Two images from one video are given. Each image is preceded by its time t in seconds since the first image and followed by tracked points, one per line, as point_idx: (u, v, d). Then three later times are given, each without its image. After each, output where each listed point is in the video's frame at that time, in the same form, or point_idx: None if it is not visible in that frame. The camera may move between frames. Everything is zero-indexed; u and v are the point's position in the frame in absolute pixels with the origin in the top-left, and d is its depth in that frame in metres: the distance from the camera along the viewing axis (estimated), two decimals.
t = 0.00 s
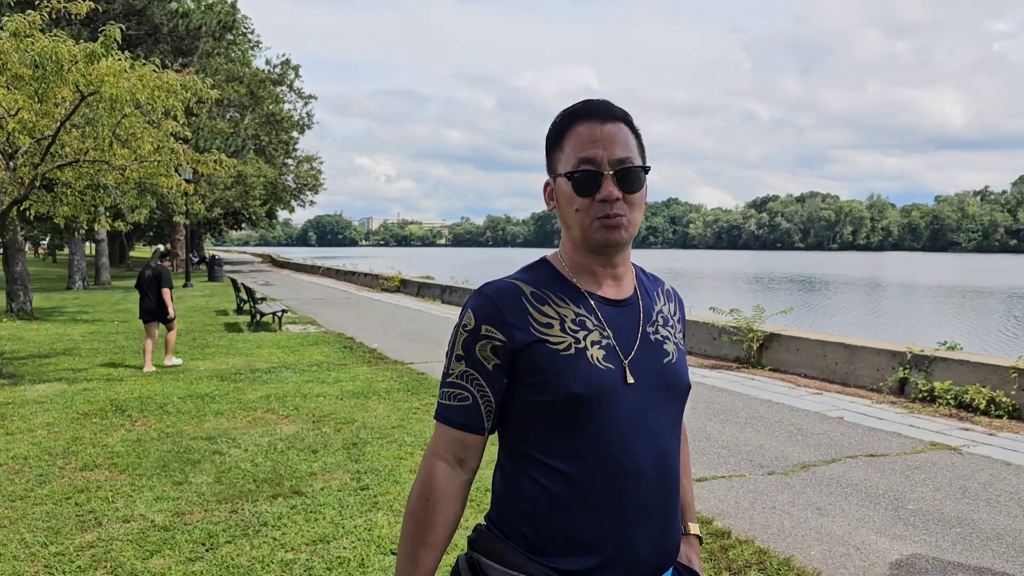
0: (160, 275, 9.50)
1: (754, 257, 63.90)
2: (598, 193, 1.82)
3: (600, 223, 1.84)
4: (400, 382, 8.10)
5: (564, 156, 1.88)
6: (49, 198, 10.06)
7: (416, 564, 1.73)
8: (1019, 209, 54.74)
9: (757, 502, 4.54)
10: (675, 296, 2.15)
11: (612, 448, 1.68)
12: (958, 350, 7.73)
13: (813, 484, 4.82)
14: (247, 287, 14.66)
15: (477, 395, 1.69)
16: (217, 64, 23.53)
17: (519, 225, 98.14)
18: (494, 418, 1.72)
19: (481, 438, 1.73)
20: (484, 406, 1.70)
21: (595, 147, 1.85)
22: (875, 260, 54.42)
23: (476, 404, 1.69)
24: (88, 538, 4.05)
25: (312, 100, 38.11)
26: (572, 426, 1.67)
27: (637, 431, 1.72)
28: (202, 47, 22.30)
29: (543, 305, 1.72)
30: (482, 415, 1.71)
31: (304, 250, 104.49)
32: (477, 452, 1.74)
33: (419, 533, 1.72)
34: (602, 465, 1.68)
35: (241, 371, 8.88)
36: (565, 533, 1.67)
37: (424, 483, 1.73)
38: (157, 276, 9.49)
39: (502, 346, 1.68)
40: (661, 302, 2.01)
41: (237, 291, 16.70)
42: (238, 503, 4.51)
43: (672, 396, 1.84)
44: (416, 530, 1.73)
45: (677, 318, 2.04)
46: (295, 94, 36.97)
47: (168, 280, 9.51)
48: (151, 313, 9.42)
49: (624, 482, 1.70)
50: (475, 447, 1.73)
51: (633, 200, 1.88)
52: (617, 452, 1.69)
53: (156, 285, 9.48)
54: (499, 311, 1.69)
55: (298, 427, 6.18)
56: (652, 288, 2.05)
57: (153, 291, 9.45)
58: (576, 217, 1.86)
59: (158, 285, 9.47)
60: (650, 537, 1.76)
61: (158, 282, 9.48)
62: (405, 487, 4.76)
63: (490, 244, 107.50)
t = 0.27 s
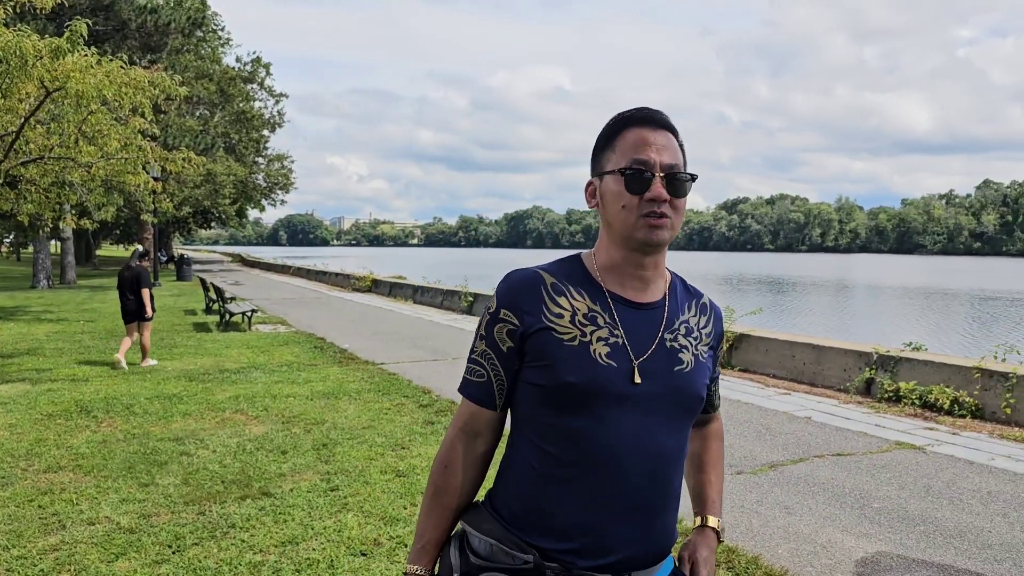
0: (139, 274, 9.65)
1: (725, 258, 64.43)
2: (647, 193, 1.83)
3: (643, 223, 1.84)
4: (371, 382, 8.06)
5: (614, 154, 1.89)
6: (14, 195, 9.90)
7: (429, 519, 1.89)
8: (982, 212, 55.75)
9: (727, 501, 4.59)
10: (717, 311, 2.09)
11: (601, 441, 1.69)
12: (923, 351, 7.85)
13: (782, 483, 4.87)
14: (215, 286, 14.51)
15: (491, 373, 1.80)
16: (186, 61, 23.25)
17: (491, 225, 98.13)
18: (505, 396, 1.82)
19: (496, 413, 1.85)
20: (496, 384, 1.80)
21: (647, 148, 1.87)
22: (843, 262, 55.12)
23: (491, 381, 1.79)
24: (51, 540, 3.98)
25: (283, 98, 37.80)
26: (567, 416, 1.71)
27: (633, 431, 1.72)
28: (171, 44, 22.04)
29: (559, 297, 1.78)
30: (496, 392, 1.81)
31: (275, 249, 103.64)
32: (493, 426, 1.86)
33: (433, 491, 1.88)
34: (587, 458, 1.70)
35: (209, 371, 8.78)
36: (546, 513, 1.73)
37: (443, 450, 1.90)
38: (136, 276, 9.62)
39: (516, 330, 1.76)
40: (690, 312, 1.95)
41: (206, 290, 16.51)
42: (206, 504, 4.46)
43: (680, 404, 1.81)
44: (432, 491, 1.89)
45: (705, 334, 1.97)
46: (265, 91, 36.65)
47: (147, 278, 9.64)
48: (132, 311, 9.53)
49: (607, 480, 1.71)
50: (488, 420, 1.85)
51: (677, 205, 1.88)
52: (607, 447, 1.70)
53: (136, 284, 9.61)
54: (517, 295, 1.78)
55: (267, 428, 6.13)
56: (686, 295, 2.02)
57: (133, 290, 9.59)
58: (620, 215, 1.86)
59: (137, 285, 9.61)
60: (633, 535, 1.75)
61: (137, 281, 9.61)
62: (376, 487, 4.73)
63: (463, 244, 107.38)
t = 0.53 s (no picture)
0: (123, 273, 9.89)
1: (699, 258, 64.91)
2: (659, 192, 1.85)
3: (652, 221, 1.86)
4: (344, 382, 8.02)
5: (630, 153, 1.92)
6: None
7: (416, 489, 1.92)
8: (950, 214, 56.65)
9: (699, 499, 4.62)
10: (724, 323, 2.02)
11: (572, 436, 1.71)
12: (892, 350, 7.95)
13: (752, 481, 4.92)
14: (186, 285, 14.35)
15: (483, 355, 1.84)
16: (157, 57, 22.98)
17: (466, 225, 98.03)
18: (495, 379, 1.86)
19: (486, 395, 1.89)
20: (487, 367, 1.84)
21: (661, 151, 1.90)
22: (815, 263, 55.77)
23: (482, 364, 1.83)
24: (16, 543, 3.92)
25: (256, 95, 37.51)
26: (543, 407, 1.73)
27: (607, 427, 1.71)
28: (142, 39, 21.80)
29: (553, 288, 1.82)
30: (486, 374, 1.85)
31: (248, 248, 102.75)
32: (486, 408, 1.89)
33: (421, 464, 1.93)
34: (557, 448, 1.71)
35: (179, 371, 8.68)
36: (514, 502, 1.76)
37: (433, 422, 1.95)
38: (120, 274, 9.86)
39: (510, 315, 1.81)
40: (684, 319, 1.90)
41: (176, 289, 16.32)
42: (175, 505, 4.41)
43: (661, 406, 1.78)
44: (420, 463, 1.93)
45: (702, 339, 1.91)
46: (238, 89, 36.35)
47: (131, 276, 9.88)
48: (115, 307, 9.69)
49: (574, 474, 1.72)
50: (479, 401, 1.89)
51: (685, 209, 1.90)
52: (578, 442, 1.71)
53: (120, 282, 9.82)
54: (514, 280, 1.83)
55: (238, 428, 6.08)
56: (687, 301, 1.98)
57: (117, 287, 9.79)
58: (629, 211, 1.88)
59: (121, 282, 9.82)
60: (598, 532, 1.75)
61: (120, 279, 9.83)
62: (348, 487, 4.71)
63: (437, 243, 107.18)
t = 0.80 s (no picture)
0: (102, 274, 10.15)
1: (677, 258, 65.26)
2: (622, 193, 1.86)
3: (613, 222, 1.87)
4: (321, 383, 7.98)
5: (594, 153, 1.91)
6: None
7: (391, 490, 1.90)
8: (925, 215, 57.38)
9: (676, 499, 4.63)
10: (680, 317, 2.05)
11: (534, 432, 1.73)
12: (867, 349, 8.02)
13: (728, 480, 4.95)
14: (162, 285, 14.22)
15: (448, 353, 1.85)
16: (132, 56, 22.74)
17: (446, 225, 97.98)
18: (460, 375, 1.87)
19: (451, 390, 1.89)
20: (452, 363, 1.86)
21: (623, 153, 1.91)
22: (792, 263, 56.24)
23: (447, 361, 1.84)
24: None
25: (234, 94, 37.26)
26: (507, 403, 1.75)
27: (569, 418, 1.74)
28: (116, 37, 21.57)
29: (513, 283, 1.84)
30: (451, 369, 1.86)
31: (225, 249, 102.01)
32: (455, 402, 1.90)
33: (395, 466, 1.90)
34: (523, 441, 1.73)
35: (154, 372, 8.59)
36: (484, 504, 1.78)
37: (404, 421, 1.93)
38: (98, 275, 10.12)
39: (471, 311, 1.83)
40: (641, 312, 1.93)
41: (152, 289, 16.16)
42: (149, 508, 4.37)
43: (623, 398, 1.81)
44: (393, 463, 1.91)
45: (659, 331, 1.94)
46: (216, 88, 36.08)
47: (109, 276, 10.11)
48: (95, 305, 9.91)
49: (543, 466, 1.74)
50: (446, 398, 1.90)
51: (645, 210, 1.92)
52: (542, 437, 1.73)
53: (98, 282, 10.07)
54: (474, 277, 1.85)
55: (213, 430, 6.03)
56: (645, 295, 2.01)
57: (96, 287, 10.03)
58: (592, 211, 1.88)
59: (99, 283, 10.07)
60: (568, 531, 1.77)
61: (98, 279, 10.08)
62: (324, 489, 4.68)
63: (417, 244, 106.96)
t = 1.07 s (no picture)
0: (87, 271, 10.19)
1: (662, 259, 65.43)
2: (547, 197, 2.00)
3: (540, 223, 2.01)
4: (304, 385, 7.94)
5: (520, 159, 2.04)
6: None
7: (359, 514, 1.93)
8: (906, 216, 57.86)
9: (659, 500, 4.65)
10: (610, 300, 2.24)
11: (494, 429, 1.87)
12: (848, 350, 8.08)
13: (711, 481, 4.97)
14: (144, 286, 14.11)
15: (399, 372, 1.94)
16: (113, 55, 22.57)
17: (431, 226, 97.79)
18: (413, 390, 1.96)
19: (407, 407, 1.98)
20: (404, 380, 1.94)
21: (546, 158, 2.04)
22: (776, 264, 56.53)
23: (399, 379, 1.93)
24: None
25: (217, 94, 37.02)
26: (463, 406, 1.88)
27: (527, 411, 1.89)
28: (98, 36, 21.38)
29: (451, 298, 1.95)
30: (403, 387, 1.95)
31: (208, 250, 101.25)
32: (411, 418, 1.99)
33: (363, 489, 1.94)
34: (487, 440, 1.87)
35: (136, 375, 8.52)
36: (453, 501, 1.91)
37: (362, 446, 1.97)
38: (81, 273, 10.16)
39: (417, 330, 1.92)
40: (579, 300, 2.10)
41: (133, 291, 16.03)
42: (130, 512, 4.33)
43: (571, 386, 1.98)
44: (359, 488, 1.95)
45: (596, 318, 2.11)
46: (198, 88, 35.82)
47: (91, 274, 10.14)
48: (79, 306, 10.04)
49: (508, 459, 1.88)
50: (402, 415, 1.98)
51: (568, 210, 2.06)
52: (502, 434, 1.87)
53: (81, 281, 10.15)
54: (414, 298, 1.95)
55: (195, 433, 5.99)
56: (577, 286, 2.18)
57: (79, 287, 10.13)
58: (520, 213, 2.02)
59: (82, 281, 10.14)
60: (537, 512, 1.92)
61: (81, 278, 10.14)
62: (307, 491, 4.66)
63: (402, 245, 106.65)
